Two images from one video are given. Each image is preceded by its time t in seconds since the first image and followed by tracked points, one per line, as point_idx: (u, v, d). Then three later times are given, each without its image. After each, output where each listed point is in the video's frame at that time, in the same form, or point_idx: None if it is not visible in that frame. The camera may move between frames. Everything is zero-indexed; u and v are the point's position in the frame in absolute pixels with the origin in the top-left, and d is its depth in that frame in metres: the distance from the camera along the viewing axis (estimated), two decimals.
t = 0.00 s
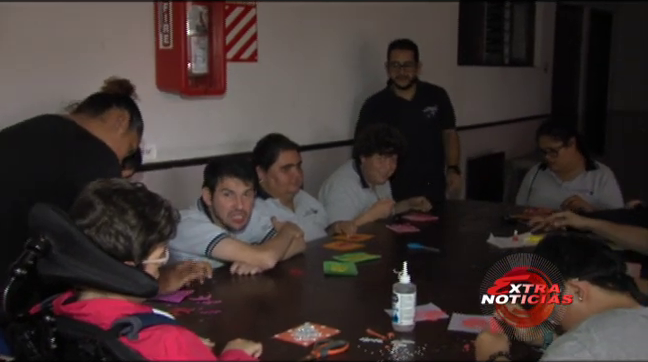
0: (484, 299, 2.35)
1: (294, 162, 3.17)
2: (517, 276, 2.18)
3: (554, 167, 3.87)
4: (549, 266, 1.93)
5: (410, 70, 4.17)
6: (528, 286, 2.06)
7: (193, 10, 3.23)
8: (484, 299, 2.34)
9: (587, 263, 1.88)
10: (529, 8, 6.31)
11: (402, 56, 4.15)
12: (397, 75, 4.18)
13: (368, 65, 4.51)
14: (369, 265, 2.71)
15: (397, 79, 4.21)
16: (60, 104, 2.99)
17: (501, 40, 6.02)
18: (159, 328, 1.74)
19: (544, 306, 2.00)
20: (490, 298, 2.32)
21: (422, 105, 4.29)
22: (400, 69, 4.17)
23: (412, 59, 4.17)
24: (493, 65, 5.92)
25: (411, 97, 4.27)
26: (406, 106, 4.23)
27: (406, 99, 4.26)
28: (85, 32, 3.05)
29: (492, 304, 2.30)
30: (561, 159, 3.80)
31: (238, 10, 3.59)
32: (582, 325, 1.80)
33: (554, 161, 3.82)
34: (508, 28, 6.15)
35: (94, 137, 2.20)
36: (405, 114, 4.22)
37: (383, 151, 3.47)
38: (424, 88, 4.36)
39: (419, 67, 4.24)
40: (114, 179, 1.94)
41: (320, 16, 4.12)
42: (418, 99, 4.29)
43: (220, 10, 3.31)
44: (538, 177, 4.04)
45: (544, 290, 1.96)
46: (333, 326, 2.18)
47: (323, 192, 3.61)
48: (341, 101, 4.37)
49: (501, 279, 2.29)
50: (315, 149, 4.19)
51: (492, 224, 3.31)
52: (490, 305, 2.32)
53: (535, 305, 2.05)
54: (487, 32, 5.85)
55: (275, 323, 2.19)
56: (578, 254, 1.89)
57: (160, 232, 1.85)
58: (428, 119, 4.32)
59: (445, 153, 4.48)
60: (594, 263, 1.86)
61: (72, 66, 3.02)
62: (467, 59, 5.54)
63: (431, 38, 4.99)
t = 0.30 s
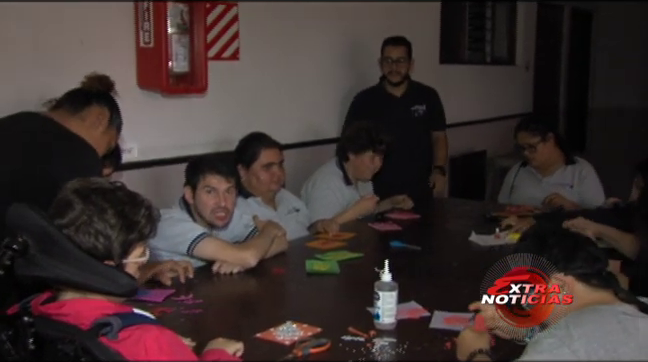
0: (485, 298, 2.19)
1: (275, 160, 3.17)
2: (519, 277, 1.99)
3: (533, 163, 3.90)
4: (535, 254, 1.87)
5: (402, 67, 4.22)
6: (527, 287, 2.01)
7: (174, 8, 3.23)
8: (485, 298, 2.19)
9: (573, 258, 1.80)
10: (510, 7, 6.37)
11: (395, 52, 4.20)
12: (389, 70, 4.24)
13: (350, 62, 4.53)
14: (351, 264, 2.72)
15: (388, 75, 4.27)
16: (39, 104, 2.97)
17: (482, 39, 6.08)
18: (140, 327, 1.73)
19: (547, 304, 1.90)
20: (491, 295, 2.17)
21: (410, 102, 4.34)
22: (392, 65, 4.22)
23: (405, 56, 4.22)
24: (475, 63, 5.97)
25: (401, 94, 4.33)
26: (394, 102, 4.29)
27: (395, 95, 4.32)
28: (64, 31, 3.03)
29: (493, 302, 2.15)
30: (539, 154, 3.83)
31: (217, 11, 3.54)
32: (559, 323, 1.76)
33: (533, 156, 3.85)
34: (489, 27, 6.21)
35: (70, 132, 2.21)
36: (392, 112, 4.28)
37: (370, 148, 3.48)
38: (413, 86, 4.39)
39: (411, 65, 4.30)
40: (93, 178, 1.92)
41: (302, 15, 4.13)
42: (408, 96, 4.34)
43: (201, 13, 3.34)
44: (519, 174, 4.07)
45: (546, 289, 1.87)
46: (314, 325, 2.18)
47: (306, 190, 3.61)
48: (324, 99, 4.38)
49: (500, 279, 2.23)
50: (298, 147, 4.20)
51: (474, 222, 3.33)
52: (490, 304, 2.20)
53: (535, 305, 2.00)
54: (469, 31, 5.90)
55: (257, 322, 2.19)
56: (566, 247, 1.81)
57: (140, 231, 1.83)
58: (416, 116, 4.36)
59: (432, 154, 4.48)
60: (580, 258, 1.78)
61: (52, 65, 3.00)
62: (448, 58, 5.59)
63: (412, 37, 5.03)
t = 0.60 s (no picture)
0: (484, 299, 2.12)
1: (258, 159, 3.18)
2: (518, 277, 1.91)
3: (516, 162, 3.92)
4: (530, 247, 1.76)
5: (407, 67, 4.26)
6: (526, 289, 1.83)
7: (157, 8, 3.20)
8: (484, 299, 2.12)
9: (569, 255, 1.73)
10: (493, 7, 6.42)
11: (401, 52, 4.24)
12: (393, 69, 4.28)
13: (334, 61, 4.54)
14: (334, 263, 2.72)
15: (393, 74, 4.31)
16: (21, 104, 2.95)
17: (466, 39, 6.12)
18: (123, 328, 1.69)
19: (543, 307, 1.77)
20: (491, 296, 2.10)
21: (412, 104, 4.38)
22: (397, 65, 4.27)
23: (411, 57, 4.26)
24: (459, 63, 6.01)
25: (404, 93, 4.37)
26: (398, 103, 4.34)
27: (398, 94, 4.36)
28: (46, 30, 3.01)
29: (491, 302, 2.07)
30: (521, 154, 3.85)
31: (200, 11, 3.51)
32: (553, 322, 1.67)
33: (515, 155, 3.87)
34: (472, 27, 6.26)
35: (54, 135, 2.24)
36: (395, 112, 4.33)
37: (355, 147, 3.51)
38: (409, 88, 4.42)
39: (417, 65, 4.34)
40: (72, 177, 1.90)
41: (286, 15, 4.13)
42: (411, 98, 4.38)
43: (183, 11, 3.32)
44: (503, 173, 4.08)
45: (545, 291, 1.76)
46: (298, 325, 2.18)
47: (291, 188, 3.61)
48: (308, 99, 4.38)
49: (499, 277, 2.08)
50: (283, 147, 4.21)
51: (458, 221, 3.34)
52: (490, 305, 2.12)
53: (534, 306, 1.81)
54: (453, 30, 5.94)
55: (241, 323, 2.19)
56: (566, 242, 1.74)
57: (122, 230, 1.82)
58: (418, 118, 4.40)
59: (432, 156, 4.49)
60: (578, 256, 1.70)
61: (33, 65, 2.98)
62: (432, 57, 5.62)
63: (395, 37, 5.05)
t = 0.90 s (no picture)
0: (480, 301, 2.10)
1: (245, 159, 3.17)
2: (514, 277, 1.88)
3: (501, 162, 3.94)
4: (526, 239, 1.77)
5: (407, 69, 4.26)
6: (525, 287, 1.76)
7: (141, 7, 3.21)
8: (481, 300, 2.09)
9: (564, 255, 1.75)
10: (479, 8, 6.45)
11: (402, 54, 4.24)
12: (393, 70, 4.29)
13: (320, 62, 4.54)
14: (320, 263, 2.72)
15: (393, 74, 4.32)
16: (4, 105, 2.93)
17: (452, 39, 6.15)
18: (106, 330, 1.67)
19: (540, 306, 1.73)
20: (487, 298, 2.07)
21: (410, 106, 4.38)
22: (397, 66, 4.27)
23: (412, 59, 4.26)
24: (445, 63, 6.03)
25: (404, 95, 4.38)
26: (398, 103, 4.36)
27: (397, 95, 4.37)
28: (29, 31, 2.99)
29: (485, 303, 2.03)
30: (506, 154, 3.87)
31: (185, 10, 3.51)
32: (553, 323, 1.66)
33: (500, 155, 3.89)
34: (458, 28, 6.29)
35: (37, 135, 2.23)
36: (396, 112, 4.35)
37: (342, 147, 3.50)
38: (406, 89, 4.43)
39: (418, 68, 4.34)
40: (54, 177, 1.89)
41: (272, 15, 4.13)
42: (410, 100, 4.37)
43: (168, 11, 3.34)
44: (489, 173, 4.10)
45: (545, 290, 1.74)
46: (284, 325, 2.17)
47: (280, 187, 3.61)
48: (295, 99, 4.38)
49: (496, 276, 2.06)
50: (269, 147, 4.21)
51: (444, 220, 3.35)
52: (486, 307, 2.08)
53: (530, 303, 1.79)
54: (439, 31, 5.97)
55: (226, 324, 2.18)
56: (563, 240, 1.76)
57: (105, 229, 1.81)
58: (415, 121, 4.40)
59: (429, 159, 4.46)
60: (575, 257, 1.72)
61: (16, 66, 2.96)
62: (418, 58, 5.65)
63: (381, 37, 5.07)
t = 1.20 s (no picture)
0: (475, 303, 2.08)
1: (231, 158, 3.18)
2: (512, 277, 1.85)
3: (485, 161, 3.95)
4: (515, 236, 1.79)
5: (397, 70, 4.28)
6: (525, 287, 1.75)
7: (125, 7, 3.19)
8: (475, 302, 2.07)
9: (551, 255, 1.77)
10: (464, 8, 6.48)
11: (393, 54, 4.26)
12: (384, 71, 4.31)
13: (306, 62, 4.54)
14: (306, 263, 2.72)
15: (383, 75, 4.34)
16: None
17: (437, 39, 6.17)
18: (89, 331, 1.65)
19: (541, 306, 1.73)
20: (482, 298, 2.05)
21: (398, 106, 4.38)
22: (387, 66, 4.29)
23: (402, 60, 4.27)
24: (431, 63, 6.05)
25: (393, 95, 4.40)
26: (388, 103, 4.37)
27: (387, 95, 4.39)
28: (11, 30, 2.97)
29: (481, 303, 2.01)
30: (490, 154, 3.89)
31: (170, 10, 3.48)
32: (553, 323, 1.65)
33: (484, 155, 3.91)
34: (444, 28, 6.31)
35: (16, 135, 2.23)
36: (386, 111, 4.37)
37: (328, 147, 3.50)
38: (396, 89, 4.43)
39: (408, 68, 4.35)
40: (36, 178, 1.88)
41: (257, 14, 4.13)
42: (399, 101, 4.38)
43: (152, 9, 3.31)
44: (474, 173, 4.12)
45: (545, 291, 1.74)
46: (269, 325, 2.17)
47: (266, 185, 3.61)
48: (281, 99, 4.38)
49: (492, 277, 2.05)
50: (255, 146, 4.21)
51: (430, 220, 3.36)
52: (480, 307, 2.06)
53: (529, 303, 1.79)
54: (424, 31, 5.98)
55: (212, 324, 2.17)
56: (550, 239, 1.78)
57: (88, 230, 1.80)
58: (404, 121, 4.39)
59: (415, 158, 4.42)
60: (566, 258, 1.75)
61: None
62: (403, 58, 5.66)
63: (366, 37, 5.08)
